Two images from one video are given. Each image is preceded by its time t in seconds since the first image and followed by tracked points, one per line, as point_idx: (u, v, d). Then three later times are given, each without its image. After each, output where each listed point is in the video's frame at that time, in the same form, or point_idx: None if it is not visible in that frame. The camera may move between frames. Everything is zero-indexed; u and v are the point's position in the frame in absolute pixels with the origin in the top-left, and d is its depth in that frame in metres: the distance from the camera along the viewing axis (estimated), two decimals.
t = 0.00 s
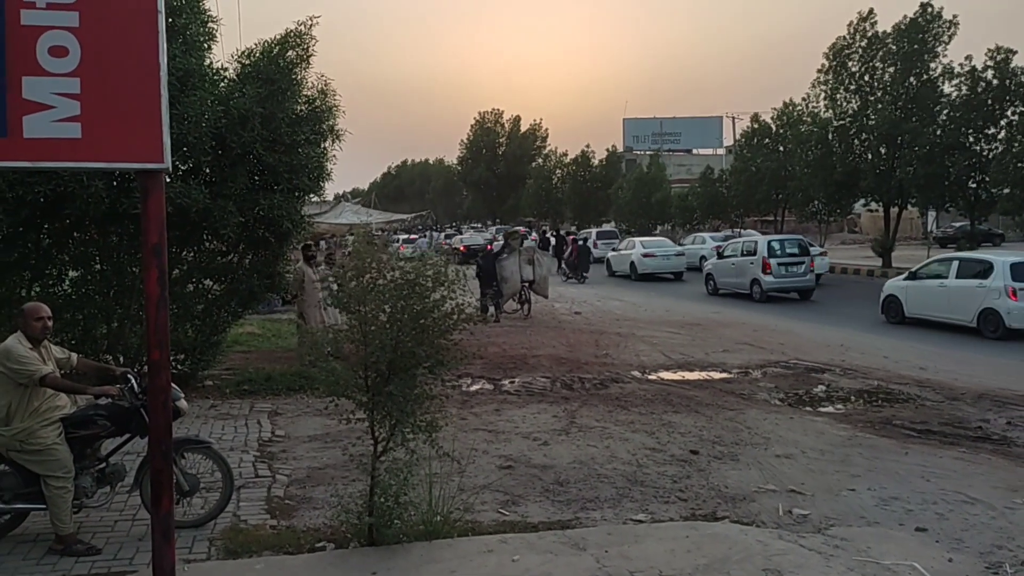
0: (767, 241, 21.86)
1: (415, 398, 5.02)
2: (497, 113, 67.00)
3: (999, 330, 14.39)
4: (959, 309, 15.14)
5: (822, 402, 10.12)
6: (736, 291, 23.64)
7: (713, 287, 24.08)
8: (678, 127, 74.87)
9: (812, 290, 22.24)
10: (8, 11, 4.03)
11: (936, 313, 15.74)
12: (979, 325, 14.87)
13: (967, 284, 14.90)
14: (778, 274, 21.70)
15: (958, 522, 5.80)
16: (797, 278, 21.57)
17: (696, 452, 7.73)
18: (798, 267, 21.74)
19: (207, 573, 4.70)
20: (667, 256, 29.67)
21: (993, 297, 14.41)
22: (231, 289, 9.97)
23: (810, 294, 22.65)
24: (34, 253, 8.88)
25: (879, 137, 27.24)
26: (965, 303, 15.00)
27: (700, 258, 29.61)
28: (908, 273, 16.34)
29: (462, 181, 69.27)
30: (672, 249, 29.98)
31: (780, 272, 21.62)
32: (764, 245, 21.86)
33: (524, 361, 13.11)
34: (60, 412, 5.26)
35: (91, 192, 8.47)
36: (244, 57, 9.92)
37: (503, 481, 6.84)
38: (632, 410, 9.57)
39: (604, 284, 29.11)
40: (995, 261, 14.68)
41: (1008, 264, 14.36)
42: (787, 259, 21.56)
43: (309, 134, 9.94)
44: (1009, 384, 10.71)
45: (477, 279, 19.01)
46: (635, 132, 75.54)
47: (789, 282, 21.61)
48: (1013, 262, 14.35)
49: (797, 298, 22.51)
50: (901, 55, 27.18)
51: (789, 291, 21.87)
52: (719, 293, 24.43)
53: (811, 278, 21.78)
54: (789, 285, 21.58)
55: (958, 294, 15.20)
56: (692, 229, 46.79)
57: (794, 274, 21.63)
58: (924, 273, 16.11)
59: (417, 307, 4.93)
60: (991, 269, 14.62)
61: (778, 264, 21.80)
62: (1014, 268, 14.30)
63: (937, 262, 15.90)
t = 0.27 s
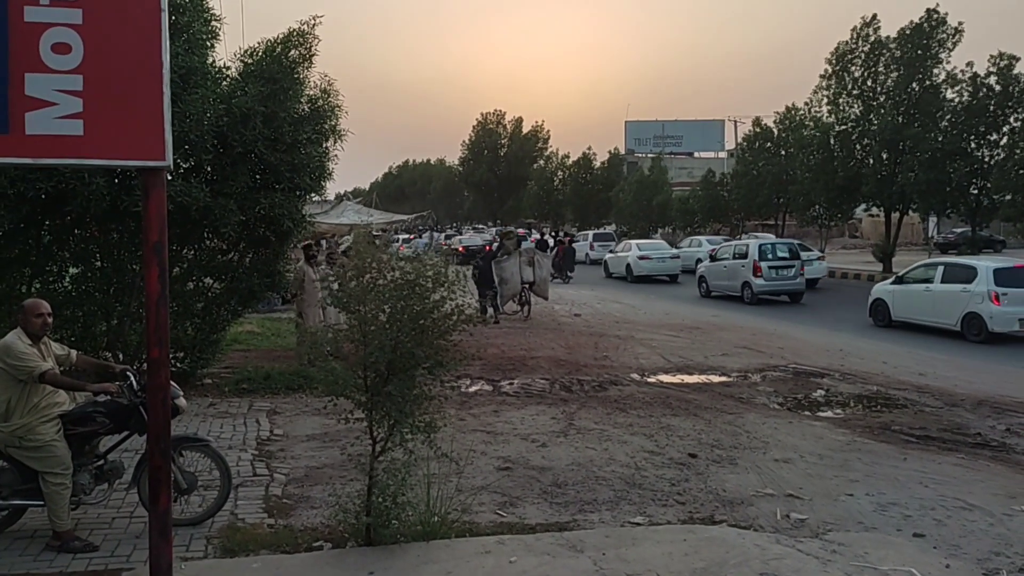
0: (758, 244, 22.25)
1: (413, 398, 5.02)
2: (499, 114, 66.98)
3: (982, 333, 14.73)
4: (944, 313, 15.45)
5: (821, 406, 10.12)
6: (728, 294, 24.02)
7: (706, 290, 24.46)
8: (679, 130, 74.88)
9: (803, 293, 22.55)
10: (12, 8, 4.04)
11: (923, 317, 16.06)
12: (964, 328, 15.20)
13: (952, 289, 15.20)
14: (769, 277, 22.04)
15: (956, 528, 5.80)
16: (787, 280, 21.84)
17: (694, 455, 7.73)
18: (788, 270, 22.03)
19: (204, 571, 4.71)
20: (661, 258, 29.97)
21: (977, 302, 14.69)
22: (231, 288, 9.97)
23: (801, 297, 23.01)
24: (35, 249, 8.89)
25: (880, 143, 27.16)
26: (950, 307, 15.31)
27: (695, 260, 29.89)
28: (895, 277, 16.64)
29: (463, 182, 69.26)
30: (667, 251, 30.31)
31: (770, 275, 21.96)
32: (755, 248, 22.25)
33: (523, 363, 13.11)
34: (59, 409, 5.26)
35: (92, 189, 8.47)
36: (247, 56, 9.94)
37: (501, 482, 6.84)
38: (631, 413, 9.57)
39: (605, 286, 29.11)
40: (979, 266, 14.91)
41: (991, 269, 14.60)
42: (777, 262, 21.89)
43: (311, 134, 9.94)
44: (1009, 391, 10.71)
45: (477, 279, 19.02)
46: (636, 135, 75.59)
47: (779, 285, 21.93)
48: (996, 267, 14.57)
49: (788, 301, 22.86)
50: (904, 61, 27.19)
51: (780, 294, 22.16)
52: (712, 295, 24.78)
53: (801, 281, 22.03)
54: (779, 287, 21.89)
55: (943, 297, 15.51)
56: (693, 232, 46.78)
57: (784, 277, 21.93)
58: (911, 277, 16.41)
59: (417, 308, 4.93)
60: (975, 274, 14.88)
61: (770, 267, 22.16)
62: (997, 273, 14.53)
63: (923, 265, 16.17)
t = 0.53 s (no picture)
0: (742, 261, 22.72)
1: (406, 412, 5.02)
2: (498, 128, 67.09)
3: (955, 351, 15.26)
4: (920, 330, 15.96)
5: (814, 425, 10.12)
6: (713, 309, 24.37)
7: (691, 304, 24.81)
8: (677, 147, 75.14)
9: (785, 310, 23.01)
10: (13, 17, 4.06)
11: (898, 334, 16.58)
12: (937, 345, 15.74)
13: (928, 307, 15.74)
14: (752, 293, 22.46)
15: (947, 550, 5.80)
16: (770, 297, 22.27)
17: (686, 473, 7.72)
18: (771, 287, 22.45)
19: None
20: (650, 273, 30.28)
21: (950, 319, 15.26)
22: (226, 298, 9.96)
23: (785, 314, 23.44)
24: (30, 258, 8.90)
25: (876, 163, 27.34)
26: (924, 324, 15.85)
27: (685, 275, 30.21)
28: (874, 295, 17.09)
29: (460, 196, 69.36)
30: (656, 267, 30.68)
31: (753, 291, 22.40)
32: (738, 265, 22.66)
33: (516, 378, 13.10)
34: (51, 419, 5.24)
35: (88, 199, 8.48)
36: (246, 68, 9.97)
37: (492, 498, 6.82)
38: (624, 430, 9.56)
39: (600, 301, 29.14)
40: (953, 285, 15.51)
41: (965, 288, 15.21)
42: (760, 279, 22.32)
43: (308, 146, 9.97)
44: (1001, 413, 10.72)
45: (472, 293, 19.03)
46: (633, 151, 75.82)
47: (762, 301, 22.34)
48: (970, 286, 15.19)
49: (771, 318, 23.25)
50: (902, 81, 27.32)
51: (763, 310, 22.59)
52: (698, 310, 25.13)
53: (783, 298, 22.47)
54: (762, 303, 22.31)
55: (919, 316, 16.05)
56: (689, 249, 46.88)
57: (766, 294, 22.35)
58: (888, 295, 16.92)
59: (411, 322, 4.94)
60: (949, 293, 15.47)
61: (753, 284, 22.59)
62: (971, 292, 15.14)
63: (900, 284, 16.71)
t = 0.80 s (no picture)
0: (726, 262, 23.19)
1: (399, 417, 5.01)
2: (491, 131, 67.09)
3: (931, 348, 15.73)
4: (898, 329, 16.41)
5: (808, 426, 10.14)
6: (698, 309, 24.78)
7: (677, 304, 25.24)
8: (670, 148, 75.23)
9: (767, 309, 23.50)
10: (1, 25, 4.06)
11: (878, 332, 17.03)
12: (915, 342, 16.19)
13: (905, 306, 16.20)
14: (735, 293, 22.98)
15: (941, 549, 5.81)
16: (752, 297, 22.83)
17: (681, 475, 7.72)
18: (754, 287, 22.97)
19: None
20: (637, 275, 30.76)
21: (927, 318, 15.71)
22: (219, 304, 9.94)
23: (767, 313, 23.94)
24: (21, 265, 8.88)
25: (868, 164, 27.44)
26: (903, 323, 16.29)
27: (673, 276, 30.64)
28: (854, 295, 17.52)
29: (453, 199, 69.33)
30: (643, 268, 31.23)
31: (737, 292, 22.90)
32: (721, 266, 23.15)
33: (511, 381, 13.09)
34: (43, 426, 5.22)
35: (79, 205, 8.46)
36: (236, 73, 9.96)
37: (487, 501, 6.82)
38: (619, 432, 9.56)
39: (595, 303, 29.16)
40: (929, 284, 15.93)
41: (940, 287, 15.63)
42: (743, 279, 22.82)
43: (299, 151, 9.96)
44: (994, 412, 10.75)
45: (466, 296, 19.02)
46: (626, 153, 75.92)
47: (745, 301, 22.87)
48: (945, 285, 15.62)
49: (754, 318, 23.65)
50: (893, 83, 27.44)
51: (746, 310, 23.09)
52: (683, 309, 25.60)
53: (766, 298, 23.01)
54: (745, 303, 22.84)
55: (897, 314, 16.49)
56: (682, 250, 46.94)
57: (749, 294, 22.88)
58: (867, 295, 17.38)
59: (404, 327, 4.92)
60: (925, 291, 15.89)
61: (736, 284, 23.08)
62: (946, 291, 15.56)
63: (879, 284, 17.16)
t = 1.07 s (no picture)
0: (709, 266, 23.60)
1: (390, 422, 5.01)
2: (482, 136, 67.17)
3: (907, 349, 16.04)
4: (874, 330, 16.73)
5: (799, 429, 10.17)
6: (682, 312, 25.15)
7: (661, 308, 25.62)
8: (661, 153, 75.42)
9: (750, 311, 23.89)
10: None
11: (855, 334, 17.38)
12: (891, 344, 16.51)
13: (882, 308, 16.56)
14: (718, 296, 23.34)
15: (931, 552, 5.84)
16: (735, 300, 23.21)
17: (672, 479, 7.74)
18: (736, 290, 23.41)
19: None
20: (622, 278, 31.32)
21: (903, 319, 16.05)
22: (210, 309, 9.91)
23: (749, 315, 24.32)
24: (10, 270, 8.87)
25: (858, 168, 27.58)
26: (880, 324, 16.62)
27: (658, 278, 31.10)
28: (833, 297, 17.84)
29: (445, 203, 69.33)
30: (628, 270, 31.89)
31: (719, 295, 23.27)
32: (704, 269, 23.58)
33: (503, 385, 13.08)
34: (32, 432, 5.20)
35: (68, 210, 8.44)
36: (226, 77, 9.95)
37: (478, 506, 6.82)
38: (610, 436, 9.57)
39: (587, 307, 29.20)
40: (904, 287, 16.33)
41: (915, 290, 16.03)
42: (726, 283, 23.25)
43: (290, 155, 9.95)
44: (984, 415, 10.80)
45: (457, 300, 19.03)
46: (617, 158, 76.05)
47: (728, 304, 23.24)
48: (920, 288, 16.01)
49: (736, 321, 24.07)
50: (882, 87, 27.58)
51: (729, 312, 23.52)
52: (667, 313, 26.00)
53: (748, 301, 23.40)
54: (728, 306, 23.22)
55: (874, 316, 16.84)
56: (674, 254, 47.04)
57: (732, 297, 23.27)
58: (845, 297, 17.74)
59: (394, 332, 4.92)
60: (901, 294, 16.25)
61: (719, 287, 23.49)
62: (921, 293, 15.95)
63: (856, 287, 17.54)
